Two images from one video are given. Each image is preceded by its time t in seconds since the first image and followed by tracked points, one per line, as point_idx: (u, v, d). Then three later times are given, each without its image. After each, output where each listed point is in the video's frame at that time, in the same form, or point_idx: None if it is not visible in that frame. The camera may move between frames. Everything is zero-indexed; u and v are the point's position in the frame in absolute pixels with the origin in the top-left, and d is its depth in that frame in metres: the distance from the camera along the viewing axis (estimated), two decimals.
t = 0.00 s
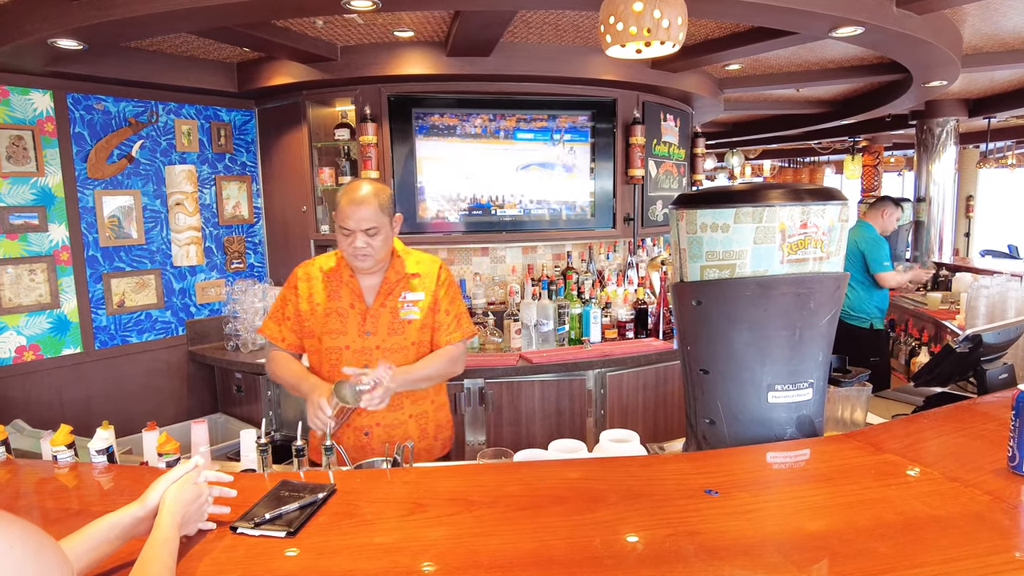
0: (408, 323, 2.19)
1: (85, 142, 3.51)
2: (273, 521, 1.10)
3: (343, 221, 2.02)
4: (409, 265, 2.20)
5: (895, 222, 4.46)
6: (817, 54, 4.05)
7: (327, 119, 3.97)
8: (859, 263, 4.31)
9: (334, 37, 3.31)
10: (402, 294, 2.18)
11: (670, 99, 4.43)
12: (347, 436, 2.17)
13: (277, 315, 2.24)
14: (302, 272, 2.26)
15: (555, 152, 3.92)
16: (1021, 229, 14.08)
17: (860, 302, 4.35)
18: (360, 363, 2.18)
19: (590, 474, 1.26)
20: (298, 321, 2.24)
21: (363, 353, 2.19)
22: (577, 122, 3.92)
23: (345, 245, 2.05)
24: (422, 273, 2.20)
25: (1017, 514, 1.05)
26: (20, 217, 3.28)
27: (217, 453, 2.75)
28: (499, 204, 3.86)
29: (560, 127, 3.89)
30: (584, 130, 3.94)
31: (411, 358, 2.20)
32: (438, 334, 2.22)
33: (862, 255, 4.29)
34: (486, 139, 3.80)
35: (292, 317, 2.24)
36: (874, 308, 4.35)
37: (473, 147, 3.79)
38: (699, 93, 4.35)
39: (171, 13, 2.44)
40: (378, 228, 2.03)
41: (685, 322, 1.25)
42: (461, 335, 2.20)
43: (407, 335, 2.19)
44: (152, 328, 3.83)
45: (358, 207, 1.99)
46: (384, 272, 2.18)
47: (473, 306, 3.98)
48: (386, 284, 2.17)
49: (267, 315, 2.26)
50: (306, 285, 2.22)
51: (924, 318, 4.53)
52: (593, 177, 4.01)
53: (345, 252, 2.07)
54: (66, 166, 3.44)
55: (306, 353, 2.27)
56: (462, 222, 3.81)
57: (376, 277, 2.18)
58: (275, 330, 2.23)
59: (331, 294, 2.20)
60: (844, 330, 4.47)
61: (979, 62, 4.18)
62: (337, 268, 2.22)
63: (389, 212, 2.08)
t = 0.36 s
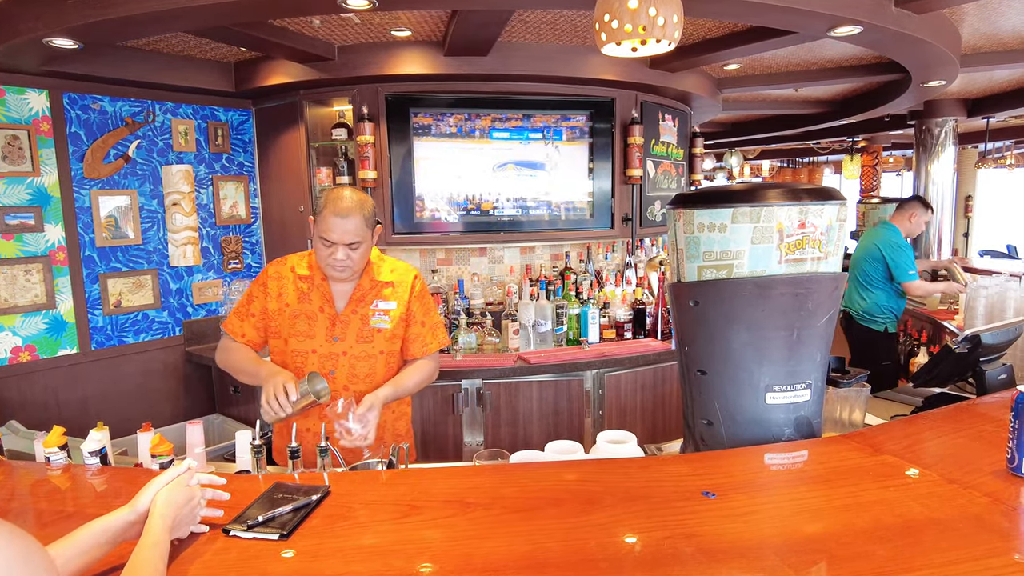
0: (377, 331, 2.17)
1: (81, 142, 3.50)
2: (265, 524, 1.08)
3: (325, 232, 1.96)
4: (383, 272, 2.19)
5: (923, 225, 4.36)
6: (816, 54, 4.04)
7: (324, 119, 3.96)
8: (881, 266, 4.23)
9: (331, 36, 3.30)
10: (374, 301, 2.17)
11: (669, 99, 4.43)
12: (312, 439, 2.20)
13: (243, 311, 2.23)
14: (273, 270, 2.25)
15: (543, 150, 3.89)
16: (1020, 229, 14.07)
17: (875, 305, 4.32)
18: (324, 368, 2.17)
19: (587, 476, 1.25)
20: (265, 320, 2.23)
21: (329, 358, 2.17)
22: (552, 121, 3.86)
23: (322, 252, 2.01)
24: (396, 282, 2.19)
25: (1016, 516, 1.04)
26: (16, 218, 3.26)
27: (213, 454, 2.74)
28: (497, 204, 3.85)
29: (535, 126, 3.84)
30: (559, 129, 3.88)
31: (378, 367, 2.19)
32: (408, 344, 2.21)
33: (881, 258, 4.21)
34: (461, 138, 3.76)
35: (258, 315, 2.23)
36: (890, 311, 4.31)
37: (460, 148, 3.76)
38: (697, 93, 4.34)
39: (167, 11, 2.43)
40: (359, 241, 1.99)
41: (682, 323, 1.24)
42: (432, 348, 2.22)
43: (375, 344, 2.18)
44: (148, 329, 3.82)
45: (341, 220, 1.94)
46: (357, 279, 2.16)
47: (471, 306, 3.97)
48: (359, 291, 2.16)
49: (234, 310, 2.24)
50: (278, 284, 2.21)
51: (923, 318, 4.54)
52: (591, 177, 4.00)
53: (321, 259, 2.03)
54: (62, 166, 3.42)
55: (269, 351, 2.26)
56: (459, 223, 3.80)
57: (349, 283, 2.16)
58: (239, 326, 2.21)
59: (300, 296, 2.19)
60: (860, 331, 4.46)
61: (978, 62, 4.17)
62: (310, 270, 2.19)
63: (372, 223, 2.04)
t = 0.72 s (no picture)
0: (377, 333, 2.18)
1: (79, 142, 3.50)
2: (263, 524, 1.08)
3: (342, 232, 1.95)
4: (385, 275, 2.19)
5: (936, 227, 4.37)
6: (814, 53, 4.03)
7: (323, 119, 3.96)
8: (895, 267, 4.22)
9: (330, 35, 3.29)
10: (375, 304, 2.17)
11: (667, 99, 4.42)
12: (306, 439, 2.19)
13: (242, 305, 2.22)
14: (276, 267, 2.24)
15: (539, 150, 3.88)
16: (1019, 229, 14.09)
17: (883, 305, 4.33)
18: (323, 367, 2.16)
19: (585, 475, 1.25)
20: (264, 316, 2.21)
21: (328, 357, 2.16)
22: (528, 120, 3.82)
23: (336, 253, 1.99)
24: (398, 285, 2.20)
25: (1015, 516, 1.04)
26: (13, 217, 3.26)
27: (212, 454, 2.73)
28: (495, 204, 3.85)
29: (511, 125, 3.80)
30: (536, 129, 3.84)
31: (376, 369, 2.20)
32: (406, 348, 2.21)
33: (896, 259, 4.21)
34: (452, 139, 3.75)
35: (257, 310, 2.21)
36: (896, 311, 4.33)
37: (454, 147, 3.75)
38: (696, 93, 4.34)
39: (165, 10, 2.42)
40: (375, 245, 1.99)
41: (681, 322, 1.24)
42: (429, 353, 2.22)
43: (374, 346, 2.19)
44: (146, 328, 3.81)
45: (360, 223, 1.94)
46: (360, 281, 2.16)
47: (470, 306, 3.97)
48: (361, 292, 2.16)
49: (233, 304, 2.23)
50: (279, 281, 2.20)
51: (920, 318, 4.55)
52: (590, 177, 3.99)
53: (333, 259, 2.01)
54: (59, 165, 3.42)
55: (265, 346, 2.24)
56: (457, 223, 3.80)
57: (352, 283, 2.16)
58: (236, 319, 2.20)
59: (301, 294, 2.18)
60: (863, 333, 4.47)
61: (976, 62, 4.18)
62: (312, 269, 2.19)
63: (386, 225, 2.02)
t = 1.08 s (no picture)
0: (398, 328, 2.18)
1: (77, 142, 3.49)
2: (262, 524, 1.08)
3: (365, 228, 1.95)
4: (407, 271, 2.19)
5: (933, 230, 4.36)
6: (812, 54, 4.04)
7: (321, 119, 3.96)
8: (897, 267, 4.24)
9: (328, 36, 3.30)
10: (396, 299, 2.17)
11: (666, 99, 4.43)
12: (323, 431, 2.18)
13: (265, 298, 2.24)
14: (300, 261, 2.25)
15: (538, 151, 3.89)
16: (1016, 229, 14.12)
17: (885, 305, 4.33)
18: (345, 360, 2.17)
19: (583, 475, 1.25)
20: (287, 309, 2.23)
21: (349, 351, 2.17)
22: (507, 121, 3.79)
23: (359, 249, 1.99)
24: (420, 281, 2.19)
25: (1011, 514, 1.05)
26: (11, 218, 3.25)
27: (211, 454, 2.73)
28: (494, 204, 3.85)
29: (490, 126, 3.77)
30: (514, 129, 3.82)
31: (396, 364, 2.19)
32: (426, 344, 2.21)
33: (898, 259, 4.23)
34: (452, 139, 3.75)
35: (280, 303, 2.23)
36: (898, 311, 4.33)
37: (453, 148, 3.75)
38: (694, 93, 4.35)
39: (163, 11, 2.42)
40: (398, 241, 1.99)
41: (678, 322, 1.24)
42: (449, 349, 2.21)
43: (395, 342, 2.18)
44: (145, 329, 3.81)
45: (384, 219, 1.93)
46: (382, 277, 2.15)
47: (468, 306, 3.98)
48: (382, 288, 2.16)
49: (256, 297, 2.25)
50: (302, 275, 2.21)
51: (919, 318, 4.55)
52: (588, 177, 4.00)
53: (356, 255, 2.01)
54: (57, 166, 3.41)
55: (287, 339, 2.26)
56: (455, 223, 3.80)
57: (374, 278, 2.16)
58: (260, 312, 2.23)
59: (324, 288, 2.19)
60: (864, 330, 4.48)
61: (973, 62, 4.19)
62: (334, 263, 2.19)
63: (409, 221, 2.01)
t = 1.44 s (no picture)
0: (413, 329, 2.18)
1: (74, 142, 3.49)
2: (261, 524, 1.08)
3: (381, 228, 1.95)
4: (422, 272, 2.19)
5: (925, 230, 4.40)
6: (809, 54, 4.05)
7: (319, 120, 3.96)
8: (895, 266, 4.26)
9: (326, 36, 3.30)
10: (411, 299, 2.17)
11: (663, 100, 4.44)
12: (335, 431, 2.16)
13: (281, 296, 2.25)
14: (317, 260, 2.26)
15: (536, 152, 3.89)
16: (1013, 229, 14.17)
17: (882, 304, 4.34)
18: (360, 359, 2.16)
19: (582, 474, 1.25)
20: (304, 307, 2.24)
21: (364, 351, 2.16)
22: (489, 121, 3.78)
23: (375, 249, 1.99)
24: (435, 281, 2.20)
25: (1007, 513, 1.05)
26: (8, 218, 3.24)
27: (209, 455, 2.73)
28: (492, 204, 3.86)
29: (472, 126, 3.76)
30: (497, 129, 3.80)
31: (411, 364, 2.19)
32: (441, 345, 2.20)
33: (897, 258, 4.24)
34: (450, 140, 3.75)
35: (297, 301, 2.24)
36: (895, 310, 4.36)
37: (452, 148, 3.76)
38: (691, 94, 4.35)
39: (160, 11, 2.42)
40: (414, 242, 1.99)
41: (676, 322, 1.24)
42: (464, 350, 2.21)
43: (410, 342, 2.18)
44: (142, 329, 3.80)
45: (400, 220, 1.93)
46: (398, 277, 2.16)
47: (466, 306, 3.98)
48: (398, 288, 2.16)
49: (273, 295, 2.26)
50: (319, 274, 2.22)
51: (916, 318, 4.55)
52: (585, 177, 4.00)
53: (372, 255, 2.01)
54: (54, 166, 3.41)
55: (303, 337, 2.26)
56: (454, 223, 3.80)
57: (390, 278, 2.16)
58: (276, 310, 2.23)
59: (340, 288, 2.19)
60: (861, 330, 4.48)
61: (969, 63, 4.20)
62: (351, 263, 2.20)
63: (425, 221, 2.00)
